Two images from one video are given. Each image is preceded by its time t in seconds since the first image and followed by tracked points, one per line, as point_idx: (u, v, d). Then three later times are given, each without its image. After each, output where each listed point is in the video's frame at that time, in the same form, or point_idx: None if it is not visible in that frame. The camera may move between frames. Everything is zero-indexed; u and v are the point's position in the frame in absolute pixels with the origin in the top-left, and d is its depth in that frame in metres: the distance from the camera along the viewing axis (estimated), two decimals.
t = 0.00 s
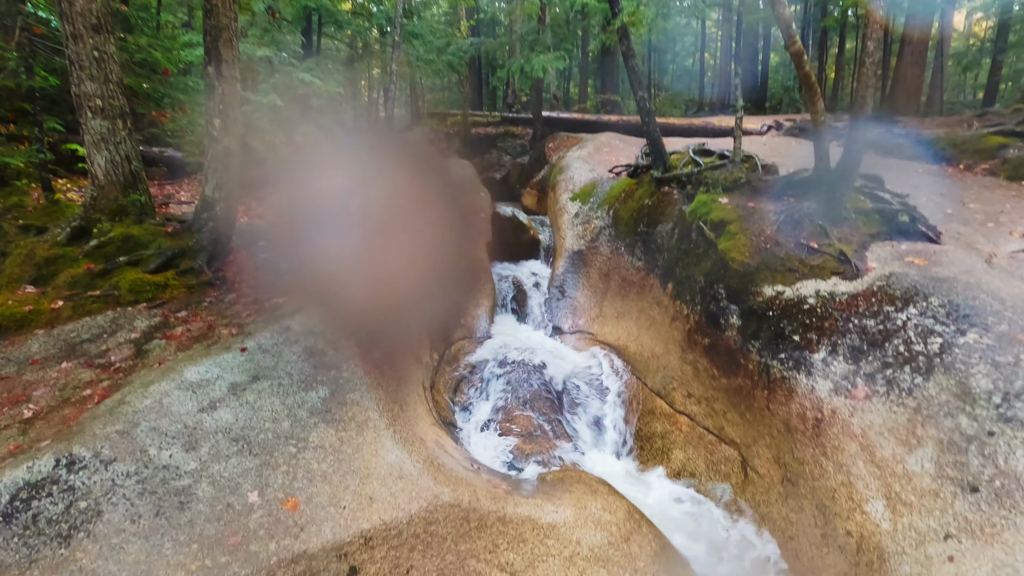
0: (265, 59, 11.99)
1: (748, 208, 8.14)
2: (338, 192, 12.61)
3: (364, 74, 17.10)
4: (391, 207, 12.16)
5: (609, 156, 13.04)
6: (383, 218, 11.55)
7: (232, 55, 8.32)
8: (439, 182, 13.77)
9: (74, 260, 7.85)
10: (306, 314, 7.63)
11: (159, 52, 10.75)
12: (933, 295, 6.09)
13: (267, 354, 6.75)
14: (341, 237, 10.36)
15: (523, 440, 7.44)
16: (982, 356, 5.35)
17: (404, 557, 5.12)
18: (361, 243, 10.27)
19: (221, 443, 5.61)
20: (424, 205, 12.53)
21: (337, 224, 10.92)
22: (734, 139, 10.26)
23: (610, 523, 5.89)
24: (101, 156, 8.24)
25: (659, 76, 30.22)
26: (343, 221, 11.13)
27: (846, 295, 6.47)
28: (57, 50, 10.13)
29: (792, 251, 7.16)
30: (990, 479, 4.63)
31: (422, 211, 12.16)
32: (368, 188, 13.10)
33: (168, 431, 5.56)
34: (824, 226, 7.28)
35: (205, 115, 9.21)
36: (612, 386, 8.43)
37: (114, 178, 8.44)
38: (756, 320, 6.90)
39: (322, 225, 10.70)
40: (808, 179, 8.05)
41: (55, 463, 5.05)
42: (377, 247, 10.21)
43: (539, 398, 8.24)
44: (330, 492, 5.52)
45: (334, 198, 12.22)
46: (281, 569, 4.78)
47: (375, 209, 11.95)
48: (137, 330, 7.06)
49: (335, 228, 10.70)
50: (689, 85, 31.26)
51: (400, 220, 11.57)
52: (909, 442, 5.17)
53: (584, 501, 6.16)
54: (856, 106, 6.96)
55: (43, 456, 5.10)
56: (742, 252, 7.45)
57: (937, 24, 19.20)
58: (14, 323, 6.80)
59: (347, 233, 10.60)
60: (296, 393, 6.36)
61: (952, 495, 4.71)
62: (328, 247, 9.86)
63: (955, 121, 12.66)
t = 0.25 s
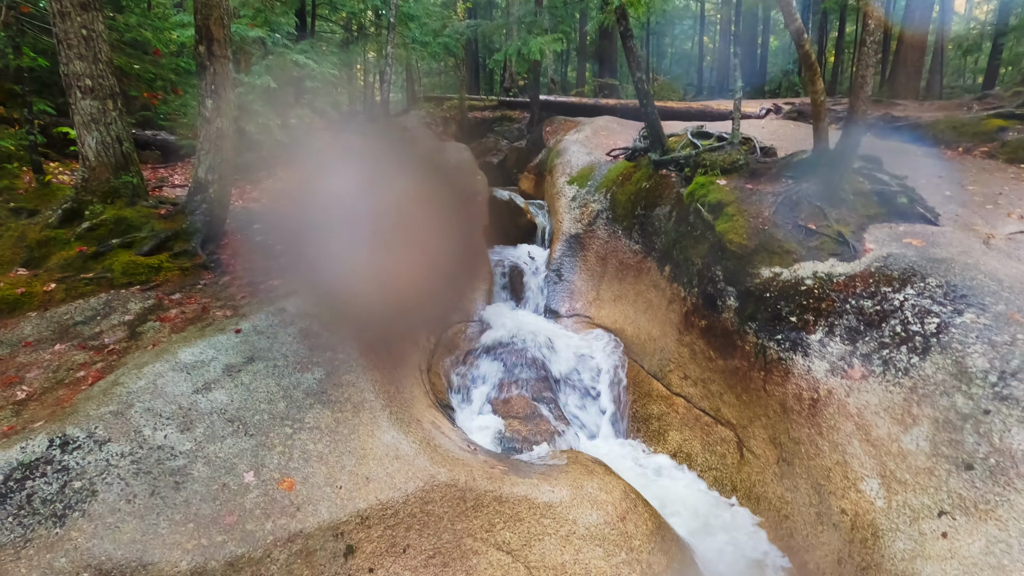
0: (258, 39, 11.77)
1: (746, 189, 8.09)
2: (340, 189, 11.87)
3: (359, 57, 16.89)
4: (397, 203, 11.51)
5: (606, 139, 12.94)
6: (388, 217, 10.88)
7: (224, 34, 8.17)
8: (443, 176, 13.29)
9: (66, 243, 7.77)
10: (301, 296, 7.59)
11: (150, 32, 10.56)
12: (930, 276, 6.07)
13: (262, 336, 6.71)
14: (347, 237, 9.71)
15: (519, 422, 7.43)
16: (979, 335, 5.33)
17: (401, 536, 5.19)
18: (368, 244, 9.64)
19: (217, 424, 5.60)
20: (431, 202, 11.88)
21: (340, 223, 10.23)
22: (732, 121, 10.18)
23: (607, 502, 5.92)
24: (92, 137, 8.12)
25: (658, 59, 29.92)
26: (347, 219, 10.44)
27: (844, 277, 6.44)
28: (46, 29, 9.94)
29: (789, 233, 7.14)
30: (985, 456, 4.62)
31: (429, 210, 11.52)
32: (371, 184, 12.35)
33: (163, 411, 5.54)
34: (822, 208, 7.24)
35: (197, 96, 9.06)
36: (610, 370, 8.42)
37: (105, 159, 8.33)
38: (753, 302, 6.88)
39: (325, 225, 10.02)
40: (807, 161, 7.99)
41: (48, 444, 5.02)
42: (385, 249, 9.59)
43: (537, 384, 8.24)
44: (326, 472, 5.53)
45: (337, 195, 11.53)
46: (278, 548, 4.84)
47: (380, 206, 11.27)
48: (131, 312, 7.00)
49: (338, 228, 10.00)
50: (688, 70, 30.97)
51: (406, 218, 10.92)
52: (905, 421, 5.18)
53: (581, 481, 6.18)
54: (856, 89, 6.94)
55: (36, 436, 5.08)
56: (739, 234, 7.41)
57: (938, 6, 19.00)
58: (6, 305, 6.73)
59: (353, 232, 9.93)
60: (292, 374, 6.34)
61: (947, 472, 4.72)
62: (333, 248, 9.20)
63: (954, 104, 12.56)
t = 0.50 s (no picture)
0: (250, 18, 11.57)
1: (744, 170, 8.04)
2: (339, 183, 11.23)
3: (353, 39, 16.65)
4: (401, 199, 10.96)
5: (604, 122, 12.82)
6: (392, 214, 10.32)
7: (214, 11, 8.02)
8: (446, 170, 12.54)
9: (57, 224, 7.68)
10: (296, 277, 7.56)
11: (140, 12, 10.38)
12: (927, 256, 6.03)
13: (257, 317, 6.67)
14: (352, 237, 9.16)
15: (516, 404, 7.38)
16: (975, 315, 5.30)
17: (397, 514, 5.25)
18: (374, 244, 9.11)
19: (211, 404, 5.58)
20: (433, 198, 11.34)
21: (343, 221, 9.65)
22: (730, 103, 10.09)
23: (603, 482, 5.95)
24: (81, 117, 7.99)
25: (656, 43, 29.61)
26: (349, 217, 9.87)
27: (841, 257, 6.42)
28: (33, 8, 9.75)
29: (787, 214, 7.10)
30: (979, 433, 4.64)
31: (432, 206, 10.99)
32: (372, 177, 11.75)
33: (157, 392, 5.52)
34: (819, 189, 7.20)
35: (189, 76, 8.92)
36: (607, 350, 8.40)
37: (95, 140, 8.21)
38: (749, 283, 6.87)
39: (327, 223, 9.42)
40: (805, 141, 7.94)
41: (41, 425, 5.03)
42: (392, 250, 9.09)
43: (535, 364, 8.19)
44: (321, 452, 5.54)
45: (337, 189, 10.91)
46: (274, 526, 4.87)
47: (383, 202, 10.70)
48: (124, 294, 6.94)
49: (341, 226, 9.43)
50: (687, 54, 30.67)
51: (411, 215, 10.40)
52: (899, 400, 5.19)
53: (576, 461, 6.20)
54: (856, 68, 6.86)
55: (30, 416, 5.08)
56: (737, 215, 7.38)
57: None
58: None
59: (357, 232, 9.38)
60: (287, 355, 6.31)
61: (940, 450, 4.74)
62: (338, 249, 8.65)
63: (954, 86, 12.46)
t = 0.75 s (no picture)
0: None
1: (741, 150, 7.99)
2: (336, 179, 10.56)
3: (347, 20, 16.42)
4: (402, 198, 10.38)
5: (601, 103, 12.70)
6: (394, 215, 9.74)
7: None
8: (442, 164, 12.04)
9: (47, 206, 7.57)
10: (289, 258, 7.51)
11: None
12: (924, 236, 6.04)
13: (250, 298, 6.63)
14: (354, 241, 8.56)
15: (512, 385, 7.30)
16: (971, 293, 5.32)
17: (393, 494, 5.26)
18: (378, 251, 8.54)
19: (205, 385, 5.56)
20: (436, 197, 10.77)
21: (343, 222, 9.03)
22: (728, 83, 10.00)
23: (598, 461, 5.97)
24: (69, 97, 7.85)
25: (654, 24, 29.25)
26: (349, 217, 9.26)
27: (838, 238, 6.40)
28: None
29: (784, 193, 7.07)
30: (972, 410, 4.69)
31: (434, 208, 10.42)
32: (371, 173, 11.13)
33: (150, 372, 5.50)
34: (817, 169, 7.16)
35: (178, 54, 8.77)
36: (602, 333, 8.38)
37: (84, 120, 8.07)
38: (746, 264, 6.85)
39: (327, 224, 8.79)
40: (803, 121, 7.88)
41: (34, 405, 4.99)
42: (396, 259, 8.55)
43: (531, 346, 8.08)
44: (317, 432, 5.53)
45: (335, 185, 10.26)
46: (269, 505, 4.89)
47: (384, 201, 10.11)
48: (116, 276, 6.88)
49: (341, 228, 8.82)
50: (686, 36, 30.31)
51: (410, 211, 10.00)
52: (894, 378, 5.21)
53: (572, 441, 6.22)
54: (856, 46, 6.79)
55: (22, 397, 5.05)
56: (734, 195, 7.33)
57: None
58: None
59: (359, 236, 8.78)
60: (281, 336, 6.28)
61: (934, 427, 4.77)
62: (341, 255, 8.06)
63: (953, 67, 12.35)
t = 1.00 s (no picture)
0: None
1: (739, 130, 7.93)
2: (325, 171, 9.92)
3: None
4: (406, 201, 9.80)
5: (597, 85, 12.58)
6: (399, 220, 9.16)
7: None
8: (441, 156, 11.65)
9: (36, 187, 7.46)
10: (283, 239, 7.44)
11: None
12: (921, 215, 6.03)
13: (244, 279, 6.57)
14: (362, 251, 7.98)
15: (508, 366, 7.28)
16: (967, 272, 5.32)
17: (389, 473, 5.30)
18: (386, 264, 7.99)
19: (199, 365, 5.52)
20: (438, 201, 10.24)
21: (348, 227, 8.40)
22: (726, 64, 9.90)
23: (593, 441, 5.99)
24: (56, 75, 7.69)
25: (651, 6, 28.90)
26: (354, 221, 8.64)
27: (835, 218, 6.39)
28: None
29: (782, 173, 7.03)
30: (966, 387, 4.71)
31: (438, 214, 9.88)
32: (373, 170, 10.47)
33: (143, 352, 5.45)
34: (815, 148, 7.12)
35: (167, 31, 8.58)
36: (600, 313, 8.33)
37: (72, 99, 7.92)
38: (742, 244, 6.84)
39: (331, 228, 8.15)
40: (801, 101, 7.82)
41: (26, 384, 4.96)
42: (405, 274, 8.03)
43: (527, 328, 8.08)
44: (312, 412, 5.52)
45: (331, 181, 9.60)
46: (265, 484, 4.91)
47: (388, 204, 9.51)
48: (108, 257, 6.81)
49: (347, 234, 8.19)
50: (683, 18, 29.99)
51: (405, 208, 9.56)
52: (889, 356, 5.22)
53: (568, 421, 6.23)
54: (855, 23, 6.72)
55: (13, 377, 5.00)
56: (731, 176, 7.29)
57: None
58: None
59: (366, 244, 8.18)
60: (275, 317, 6.22)
61: (928, 404, 4.78)
62: (349, 267, 7.48)
63: (953, 48, 12.25)
